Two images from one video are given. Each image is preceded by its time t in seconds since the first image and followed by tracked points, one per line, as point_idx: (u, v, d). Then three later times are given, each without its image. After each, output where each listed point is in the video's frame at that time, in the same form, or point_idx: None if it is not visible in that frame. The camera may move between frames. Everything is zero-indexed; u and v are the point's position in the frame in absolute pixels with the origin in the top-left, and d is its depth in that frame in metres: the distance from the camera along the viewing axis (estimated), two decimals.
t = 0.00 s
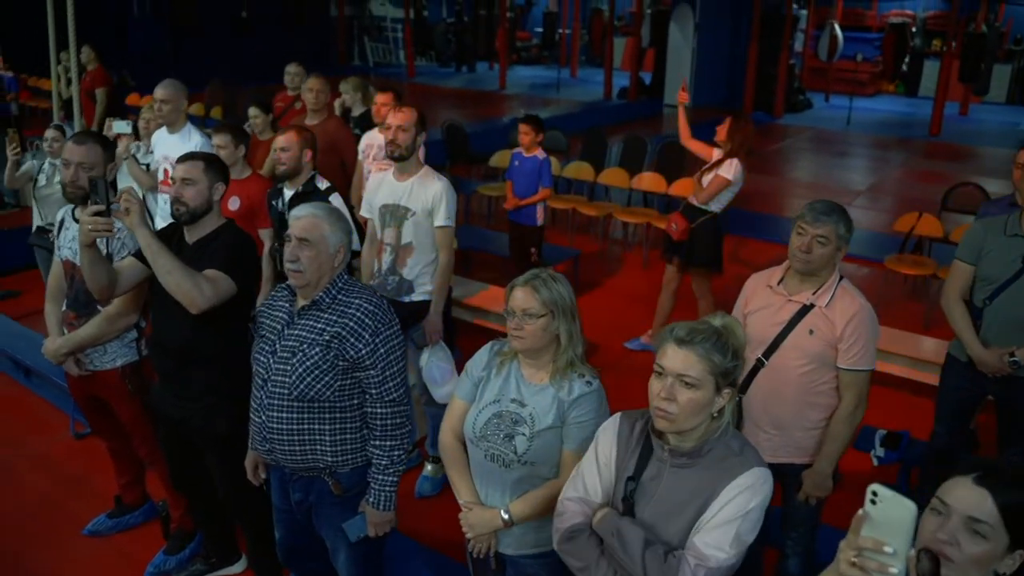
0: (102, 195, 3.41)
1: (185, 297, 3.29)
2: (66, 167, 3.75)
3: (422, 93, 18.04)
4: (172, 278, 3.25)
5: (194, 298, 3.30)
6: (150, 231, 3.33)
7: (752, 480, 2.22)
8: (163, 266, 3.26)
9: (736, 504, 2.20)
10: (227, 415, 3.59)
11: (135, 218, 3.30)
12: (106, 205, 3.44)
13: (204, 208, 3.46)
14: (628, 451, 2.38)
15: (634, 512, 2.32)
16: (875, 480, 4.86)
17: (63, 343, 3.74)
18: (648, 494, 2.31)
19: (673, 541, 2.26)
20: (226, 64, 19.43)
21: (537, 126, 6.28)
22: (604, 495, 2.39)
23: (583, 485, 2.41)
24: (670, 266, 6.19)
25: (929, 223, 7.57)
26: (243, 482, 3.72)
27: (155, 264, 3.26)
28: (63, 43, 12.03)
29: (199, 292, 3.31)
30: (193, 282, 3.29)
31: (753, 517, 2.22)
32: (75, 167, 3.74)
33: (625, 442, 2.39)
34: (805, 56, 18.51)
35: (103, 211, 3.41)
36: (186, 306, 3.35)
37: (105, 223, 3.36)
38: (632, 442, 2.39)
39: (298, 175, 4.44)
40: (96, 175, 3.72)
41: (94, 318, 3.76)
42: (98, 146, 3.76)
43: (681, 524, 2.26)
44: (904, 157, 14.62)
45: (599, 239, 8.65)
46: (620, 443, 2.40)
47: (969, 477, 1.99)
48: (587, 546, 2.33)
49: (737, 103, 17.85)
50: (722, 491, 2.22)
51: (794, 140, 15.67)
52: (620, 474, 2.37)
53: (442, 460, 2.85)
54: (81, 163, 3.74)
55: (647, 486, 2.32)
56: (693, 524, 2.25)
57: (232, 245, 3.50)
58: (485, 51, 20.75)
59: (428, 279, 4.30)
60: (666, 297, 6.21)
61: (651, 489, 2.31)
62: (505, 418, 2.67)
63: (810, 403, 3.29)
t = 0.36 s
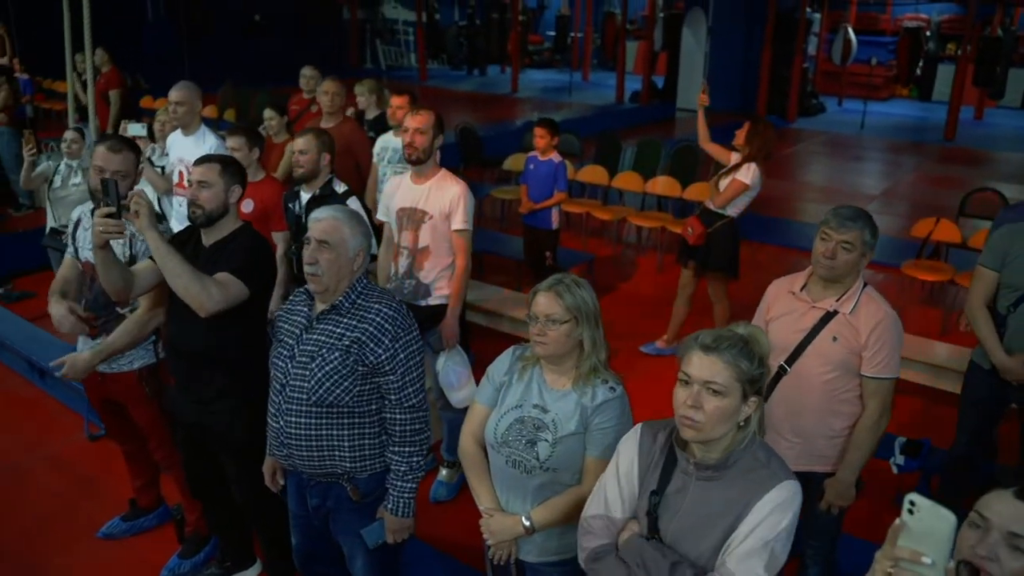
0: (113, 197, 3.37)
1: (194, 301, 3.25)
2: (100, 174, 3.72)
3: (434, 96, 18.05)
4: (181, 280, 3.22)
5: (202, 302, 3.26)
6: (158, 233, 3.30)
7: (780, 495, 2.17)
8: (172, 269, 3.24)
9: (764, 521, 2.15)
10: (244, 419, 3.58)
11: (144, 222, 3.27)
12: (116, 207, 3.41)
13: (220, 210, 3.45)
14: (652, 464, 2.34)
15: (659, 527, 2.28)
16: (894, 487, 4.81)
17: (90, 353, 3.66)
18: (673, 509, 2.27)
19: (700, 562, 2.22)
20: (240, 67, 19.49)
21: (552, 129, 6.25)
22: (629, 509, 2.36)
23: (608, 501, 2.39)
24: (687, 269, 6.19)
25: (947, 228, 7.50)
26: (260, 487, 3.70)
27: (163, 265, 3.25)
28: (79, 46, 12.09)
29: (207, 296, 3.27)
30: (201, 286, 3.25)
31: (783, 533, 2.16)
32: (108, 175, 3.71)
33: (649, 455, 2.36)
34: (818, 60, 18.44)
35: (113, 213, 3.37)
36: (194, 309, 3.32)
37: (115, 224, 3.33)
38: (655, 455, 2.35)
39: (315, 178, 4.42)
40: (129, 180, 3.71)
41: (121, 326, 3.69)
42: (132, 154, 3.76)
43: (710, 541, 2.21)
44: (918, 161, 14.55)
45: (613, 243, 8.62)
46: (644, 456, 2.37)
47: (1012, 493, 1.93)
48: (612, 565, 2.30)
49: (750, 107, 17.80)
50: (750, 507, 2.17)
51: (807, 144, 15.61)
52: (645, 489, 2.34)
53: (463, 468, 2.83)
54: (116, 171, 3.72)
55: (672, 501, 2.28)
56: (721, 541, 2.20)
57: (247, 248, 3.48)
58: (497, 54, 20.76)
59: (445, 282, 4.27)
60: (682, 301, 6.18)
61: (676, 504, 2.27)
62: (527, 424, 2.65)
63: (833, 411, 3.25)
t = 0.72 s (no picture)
0: (127, 202, 3.38)
1: (207, 309, 3.22)
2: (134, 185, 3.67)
3: (447, 100, 18.05)
4: (193, 287, 3.20)
5: (215, 309, 3.23)
6: (171, 238, 3.29)
7: (815, 512, 2.12)
8: (184, 275, 3.23)
9: (799, 538, 2.10)
10: (261, 426, 3.55)
11: (156, 227, 3.28)
12: (130, 212, 3.41)
13: (238, 216, 3.44)
14: (682, 480, 2.30)
15: (691, 544, 2.24)
16: (916, 498, 4.74)
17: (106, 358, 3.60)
18: (705, 526, 2.23)
19: None
20: (255, 71, 19.57)
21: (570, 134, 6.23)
22: (659, 525, 2.32)
23: (636, 517, 2.35)
24: (705, 274, 6.15)
25: (966, 235, 7.42)
26: (275, 493, 3.67)
27: (175, 272, 3.24)
28: (95, 49, 12.15)
29: (219, 302, 3.23)
30: (212, 293, 3.22)
31: (818, 550, 2.12)
32: (143, 186, 3.66)
33: (678, 471, 2.32)
34: (832, 65, 18.35)
35: (127, 218, 3.37)
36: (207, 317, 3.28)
37: (128, 230, 3.32)
38: (685, 470, 2.31)
39: (334, 183, 4.39)
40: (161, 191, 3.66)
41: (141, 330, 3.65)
42: (166, 165, 3.71)
43: (745, 559, 2.17)
44: (934, 166, 14.47)
45: (629, 249, 8.57)
46: (673, 472, 2.32)
47: None
48: None
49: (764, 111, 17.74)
50: (785, 526, 2.13)
51: (822, 150, 15.53)
52: (675, 504, 2.30)
53: (486, 478, 2.79)
54: (150, 183, 3.67)
55: (704, 519, 2.24)
56: (756, 558, 2.16)
57: (264, 254, 3.46)
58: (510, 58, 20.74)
59: (463, 287, 4.24)
60: (699, 308, 6.14)
61: (708, 521, 2.23)
62: (551, 433, 2.61)
63: (860, 421, 3.19)
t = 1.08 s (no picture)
0: (143, 207, 3.36)
1: (222, 315, 3.19)
2: (158, 189, 3.65)
3: (459, 104, 18.05)
4: (208, 293, 3.17)
5: (230, 315, 3.19)
6: (186, 243, 3.27)
7: (851, 528, 2.09)
8: (198, 280, 3.19)
9: (836, 553, 2.07)
10: (276, 432, 3.53)
11: (171, 231, 3.26)
12: (146, 216, 3.39)
13: (255, 221, 3.42)
14: (712, 493, 2.26)
15: (721, 557, 2.20)
16: (936, 508, 4.68)
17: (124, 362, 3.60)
18: (736, 539, 2.19)
19: None
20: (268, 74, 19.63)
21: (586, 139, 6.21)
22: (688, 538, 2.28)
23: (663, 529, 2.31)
24: (721, 279, 6.10)
25: (984, 241, 7.34)
26: (290, 500, 3.65)
27: (190, 277, 3.21)
28: (109, 52, 12.17)
29: (233, 308, 3.20)
30: (227, 298, 3.18)
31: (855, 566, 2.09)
32: (169, 191, 3.64)
33: (707, 482, 2.28)
34: (845, 68, 18.27)
35: (143, 223, 3.35)
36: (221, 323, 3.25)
37: (144, 235, 3.30)
38: (714, 482, 2.27)
39: (352, 187, 4.36)
40: (185, 196, 3.64)
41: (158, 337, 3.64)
42: (193, 171, 3.68)
43: (777, 573, 2.14)
44: (948, 171, 14.38)
45: (643, 253, 8.53)
46: (702, 483, 2.28)
47: None
48: None
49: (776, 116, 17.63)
50: (822, 541, 2.09)
51: (835, 154, 15.46)
52: (704, 517, 2.26)
53: (506, 487, 2.75)
54: (175, 188, 3.65)
55: (734, 531, 2.20)
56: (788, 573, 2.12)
57: (281, 259, 3.44)
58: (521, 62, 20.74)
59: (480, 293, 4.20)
60: (714, 314, 6.09)
61: (738, 534, 2.19)
62: (574, 442, 2.57)
63: (885, 431, 3.14)
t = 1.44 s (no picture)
0: (159, 212, 3.34)
1: (236, 321, 3.16)
2: (179, 192, 3.63)
3: (469, 108, 18.03)
4: (222, 299, 3.15)
5: (244, 321, 3.16)
6: (201, 249, 3.25)
7: (886, 543, 2.05)
8: (212, 287, 3.17)
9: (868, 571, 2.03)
10: (292, 439, 3.50)
11: (187, 236, 3.24)
12: (162, 221, 3.37)
13: (271, 226, 3.40)
14: (736, 507, 2.22)
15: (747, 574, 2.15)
16: (957, 517, 4.62)
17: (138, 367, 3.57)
18: (762, 555, 2.14)
19: None
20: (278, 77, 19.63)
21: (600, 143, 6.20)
22: (712, 554, 2.23)
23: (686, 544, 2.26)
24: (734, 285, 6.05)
25: (1002, 246, 7.27)
26: (306, 507, 3.62)
27: (204, 283, 3.18)
28: (122, 56, 12.17)
29: (247, 314, 3.17)
30: (241, 304, 3.16)
31: None
32: (189, 193, 3.63)
33: (731, 497, 2.23)
34: (858, 72, 18.19)
35: (159, 229, 3.33)
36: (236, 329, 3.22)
37: (160, 240, 3.28)
38: (739, 496, 2.22)
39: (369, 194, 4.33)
40: (204, 199, 3.62)
41: (172, 343, 3.62)
42: (212, 173, 3.66)
43: None
44: (960, 175, 14.29)
45: (656, 258, 8.49)
46: (725, 499, 2.24)
47: None
48: None
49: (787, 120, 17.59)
50: (854, 556, 2.05)
51: (847, 158, 15.38)
52: (729, 534, 2.21)
53: (526, 497, 2.71)
54: (196, 190, 3.64)
55: (761, 547, 2.15)
56: None
57: (298, 264, 3.41)
58: (532, 65, 20.71)
59: (497, 299, 4.17)
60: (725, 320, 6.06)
61: (764, 549, 2.14)
62: (595, 452, 2.53)
63: (910, 441, 3.09)
